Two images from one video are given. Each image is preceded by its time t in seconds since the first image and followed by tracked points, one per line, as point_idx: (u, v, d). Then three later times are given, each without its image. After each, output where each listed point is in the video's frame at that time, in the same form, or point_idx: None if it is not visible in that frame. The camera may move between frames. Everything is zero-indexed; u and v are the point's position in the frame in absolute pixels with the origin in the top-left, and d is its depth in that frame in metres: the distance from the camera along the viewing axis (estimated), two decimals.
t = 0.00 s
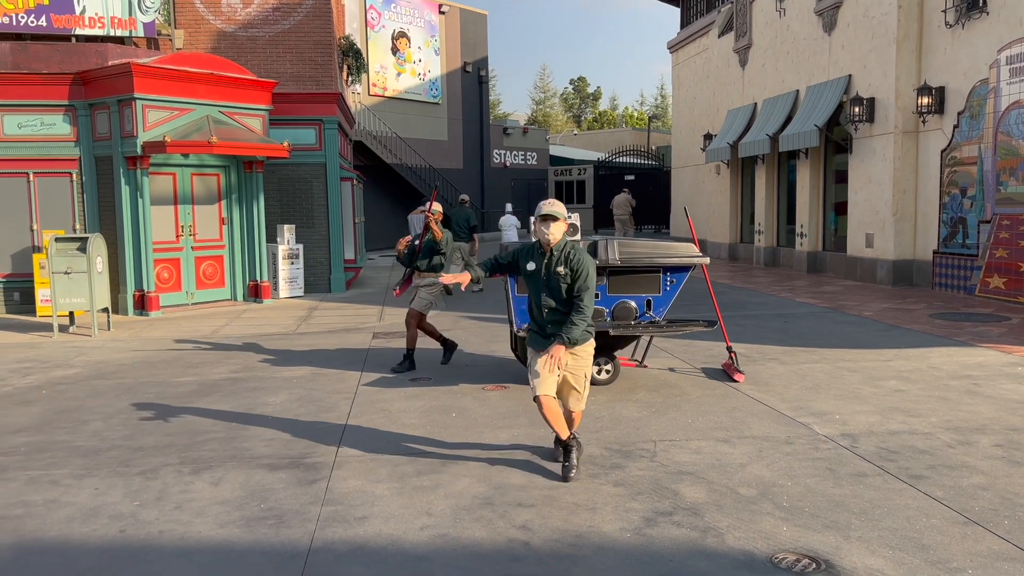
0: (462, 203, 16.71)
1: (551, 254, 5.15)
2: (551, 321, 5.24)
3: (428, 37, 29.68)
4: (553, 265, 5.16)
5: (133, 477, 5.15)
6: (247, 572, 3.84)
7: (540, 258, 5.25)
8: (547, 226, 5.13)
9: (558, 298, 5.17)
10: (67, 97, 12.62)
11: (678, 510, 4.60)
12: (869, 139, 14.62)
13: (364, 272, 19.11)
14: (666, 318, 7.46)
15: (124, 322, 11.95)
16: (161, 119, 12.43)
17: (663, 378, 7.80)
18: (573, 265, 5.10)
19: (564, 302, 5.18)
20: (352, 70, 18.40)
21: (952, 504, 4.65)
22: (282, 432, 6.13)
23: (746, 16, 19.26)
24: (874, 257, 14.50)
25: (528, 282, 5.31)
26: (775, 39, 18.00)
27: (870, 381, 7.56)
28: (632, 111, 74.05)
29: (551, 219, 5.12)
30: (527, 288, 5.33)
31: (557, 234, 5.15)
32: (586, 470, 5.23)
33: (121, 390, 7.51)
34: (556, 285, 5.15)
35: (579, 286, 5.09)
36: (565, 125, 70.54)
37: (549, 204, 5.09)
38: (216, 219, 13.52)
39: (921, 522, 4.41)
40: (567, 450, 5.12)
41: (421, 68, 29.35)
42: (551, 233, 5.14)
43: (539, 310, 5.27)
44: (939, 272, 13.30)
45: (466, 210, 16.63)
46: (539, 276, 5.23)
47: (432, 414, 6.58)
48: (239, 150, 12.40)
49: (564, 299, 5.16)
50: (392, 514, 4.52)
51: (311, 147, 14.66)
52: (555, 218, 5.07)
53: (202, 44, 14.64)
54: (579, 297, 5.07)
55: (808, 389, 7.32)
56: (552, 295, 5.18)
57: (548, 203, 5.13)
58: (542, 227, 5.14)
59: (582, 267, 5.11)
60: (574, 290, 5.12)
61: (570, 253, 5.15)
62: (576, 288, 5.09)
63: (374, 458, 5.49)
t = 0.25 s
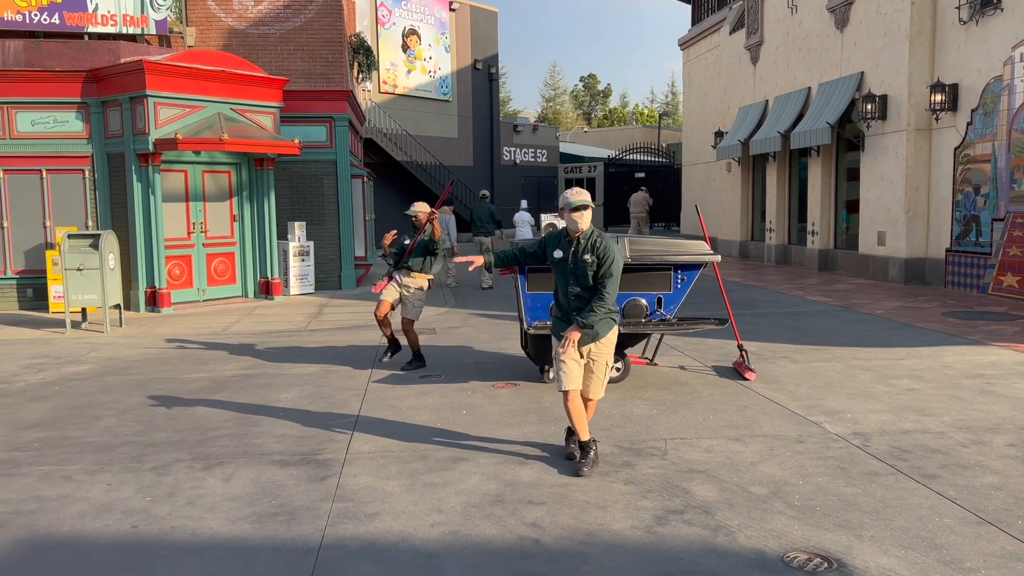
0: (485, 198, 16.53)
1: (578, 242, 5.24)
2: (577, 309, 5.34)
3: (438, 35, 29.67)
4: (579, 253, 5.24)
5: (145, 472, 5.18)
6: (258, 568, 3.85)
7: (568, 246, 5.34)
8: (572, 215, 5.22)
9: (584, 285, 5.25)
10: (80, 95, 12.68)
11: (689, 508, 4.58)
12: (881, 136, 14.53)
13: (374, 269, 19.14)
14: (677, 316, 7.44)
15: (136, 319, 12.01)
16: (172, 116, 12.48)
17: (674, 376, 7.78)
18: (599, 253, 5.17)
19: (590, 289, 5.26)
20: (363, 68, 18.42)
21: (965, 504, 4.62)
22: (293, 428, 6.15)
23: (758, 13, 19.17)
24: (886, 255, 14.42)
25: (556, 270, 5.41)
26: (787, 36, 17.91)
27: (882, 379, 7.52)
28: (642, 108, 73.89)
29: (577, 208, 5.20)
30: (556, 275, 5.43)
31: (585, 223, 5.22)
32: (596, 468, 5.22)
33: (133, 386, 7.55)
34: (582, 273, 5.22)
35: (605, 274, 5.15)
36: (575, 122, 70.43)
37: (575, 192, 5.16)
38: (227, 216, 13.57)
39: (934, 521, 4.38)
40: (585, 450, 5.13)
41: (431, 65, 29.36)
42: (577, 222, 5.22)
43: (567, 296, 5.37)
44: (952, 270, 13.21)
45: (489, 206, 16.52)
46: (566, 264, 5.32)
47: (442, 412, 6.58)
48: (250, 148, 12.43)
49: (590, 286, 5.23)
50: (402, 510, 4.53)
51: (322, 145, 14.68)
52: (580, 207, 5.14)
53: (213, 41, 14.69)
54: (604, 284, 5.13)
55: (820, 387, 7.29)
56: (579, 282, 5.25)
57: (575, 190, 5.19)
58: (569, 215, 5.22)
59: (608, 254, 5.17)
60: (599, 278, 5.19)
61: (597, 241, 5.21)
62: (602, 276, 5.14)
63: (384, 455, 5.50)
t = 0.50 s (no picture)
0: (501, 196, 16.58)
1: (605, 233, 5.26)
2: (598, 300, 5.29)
3: (448, 33, 29.68)
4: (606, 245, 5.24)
5: (156, 469, 5.21)
6: (268, 565, 3.87)
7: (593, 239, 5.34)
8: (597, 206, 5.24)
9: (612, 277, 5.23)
10: (92, 93, 12.75)
11: (698, 508, 4.57)
12: (892, 135, 14.45)
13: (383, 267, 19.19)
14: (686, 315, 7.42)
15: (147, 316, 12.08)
16: (183, 114, 12.53)
17: (683, 375, 7.76)
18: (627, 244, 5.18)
19: (614, 282, 5.24)
20: (373, 66, 18.45)
21: (977, 504, 4.59)
22: (302, 426, 6.16)
23: (769, 10, 19.08)
24: (897, 254, 14.34)
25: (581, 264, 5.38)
26: (798, 34, 17.83)
27: (893, 379, 7.48)
28: (652, 106, 73.70)
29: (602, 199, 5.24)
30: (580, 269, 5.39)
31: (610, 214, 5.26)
32: (605, 467, 5.22)
33: (144, 383, 7.60)
34: (610, 265, 5.22)
35: (634, 265, 5.15)
36: (584, 120, 70.34)
37: (599, 182, 5.19)
38: (238, 214, 13.61)
39: (945, 522, 4.36)
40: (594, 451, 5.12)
41: (441, 63, 29.37)
42: (603, 212, 5.25)
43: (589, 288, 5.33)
44: (964, 270, 13.14)
45: (506, 204, 16.57)
46: (593, 256, 5.30)
47: (451, 410, 6.59)
48: (260, 146, 12.46)
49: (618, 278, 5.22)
50: (411, 508, 4.54)
51: (332, 143, 14.72)
52: (607, 197, 5.17)
53: (224, 40, 14.74)
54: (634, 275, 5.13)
55: (830, 387, 7.26)
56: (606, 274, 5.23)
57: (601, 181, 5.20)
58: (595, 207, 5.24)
59: (636, 246, 5.18)
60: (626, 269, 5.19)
61: (624, 233, 5.23)
62: (631, 267, 5.15)
63: (394, 453, 5.51)
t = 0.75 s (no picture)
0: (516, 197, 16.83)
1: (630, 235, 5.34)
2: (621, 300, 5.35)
3: (456, 32, 29.70)
4: (631, 246, 5.31)
5: (165, 467, 5.23)
6: (277, 564, 3.88)
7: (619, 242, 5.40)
8: (620, 206, 5.31)
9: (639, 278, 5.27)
10: (102, 92, 12.82)
11: (705, 508, 4.57)
12: (901, 135, 14.40)
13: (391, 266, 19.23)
14: (695, 315, 7.39)
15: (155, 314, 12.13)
16: (193, 114, 12.58)
17: (691, 375, 7.75)
18: (653, 245, 5.23)
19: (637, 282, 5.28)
20: (381, 66, 18.48)
21: (985, 506, 4.58)
22: (311, 425, 6.18)
23: (777, 10, 19.03)
24: (906, 254, 14.28)
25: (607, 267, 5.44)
26: (807, 33, 17.77)
27: (902, 379, 7.46)
28: (660, 105, 73.55)
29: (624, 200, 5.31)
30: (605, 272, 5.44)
31: (633, 216, 5.33)
32: (613, 467, 5.22)
33: (153, 381, 7.64)
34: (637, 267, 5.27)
35: (660, 265, 5.21)
36: (592, 119, 70.26)
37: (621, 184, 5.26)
38: (246, 213, 13.66)
39: (953, 523, 4.34)
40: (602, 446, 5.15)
41: (449, 63, 29.39)
42: (626, 213, 5.33)
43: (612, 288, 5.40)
44: (973, 270, 13.07)
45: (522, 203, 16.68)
46: (618, 256, 5.39)
47: (458, 409, 6.60)
48: (269, 145, 12.49)
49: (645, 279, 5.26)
50: (419, 507, 4.55)
51: (340, 142, 14.75)
52: (630, 198, 5.23)
53: (233, 39, 14.80)
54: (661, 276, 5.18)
55: (838, 387, 7.24)
56: (632, 275, 5.27)
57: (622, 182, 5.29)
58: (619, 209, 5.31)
59: (660, 246, 5.23)
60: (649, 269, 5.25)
61: (648, 234, 5.29)
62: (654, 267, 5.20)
63: (402, 452, 5.53)
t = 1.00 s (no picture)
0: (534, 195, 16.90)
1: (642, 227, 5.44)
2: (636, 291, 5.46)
3: (463, 32, 29.71)
4: (643, 238, 5.41)
5: (172, 466, 5.25)
6: (284, 562, 3.90)
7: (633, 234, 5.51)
8: (631, 200, 5.45)
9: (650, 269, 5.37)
10: (110, 92, 12.87)
11: (711, 508, 4.57)
12: (909, 135, 14.35)
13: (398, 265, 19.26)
14: (701, 316, 7.37)
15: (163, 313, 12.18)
16: (200, 114, 12.62)
17: (697, 375, 7.74)
18: (662, 236, 5.30)
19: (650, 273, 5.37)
20: (388, 66, 18.52)
21: (993, 507, 4.56)
22: (317, 424, 6.20)
23: (785, 9, 18.98)
24: (914, 254, 14.23)
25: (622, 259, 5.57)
26: (814, 32, 17.72)
27: (909, 380, 7.44)
28: (666, 105, 73.43)
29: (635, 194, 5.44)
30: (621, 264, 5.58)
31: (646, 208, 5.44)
32: (619, 467, 5.22)
33: (160, 380, 7.67)
34: (649, 257, 5.36)
35: (670, 256, 5.27)
36: (599, 119, 70.19)
37: (634, 177, 5.43)
38: (254, 212, 13.70)
39: (960, 525, 4.33)
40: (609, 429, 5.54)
41: (456, 63, 29.40)
42: (637, 205, 5.45)
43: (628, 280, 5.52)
44: (981, 270, 13.02)
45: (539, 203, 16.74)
46: (631, 249, 5.49)
47: (465, 409, 6.61)
48: (276, 145, 12.52)
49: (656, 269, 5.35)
50: (425, 507, 4.56)
51: (347, 142, 14.78)
52: (642, 190, 5.35)
53: (240, 39, 14.84)
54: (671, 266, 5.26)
55: (845, 388, 7.22)
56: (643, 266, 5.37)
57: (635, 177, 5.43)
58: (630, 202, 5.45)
59: (670, 237, 5.29)
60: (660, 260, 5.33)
61: (658, 225, 5.37)
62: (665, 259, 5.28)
63: (408, 451, 5.54)
